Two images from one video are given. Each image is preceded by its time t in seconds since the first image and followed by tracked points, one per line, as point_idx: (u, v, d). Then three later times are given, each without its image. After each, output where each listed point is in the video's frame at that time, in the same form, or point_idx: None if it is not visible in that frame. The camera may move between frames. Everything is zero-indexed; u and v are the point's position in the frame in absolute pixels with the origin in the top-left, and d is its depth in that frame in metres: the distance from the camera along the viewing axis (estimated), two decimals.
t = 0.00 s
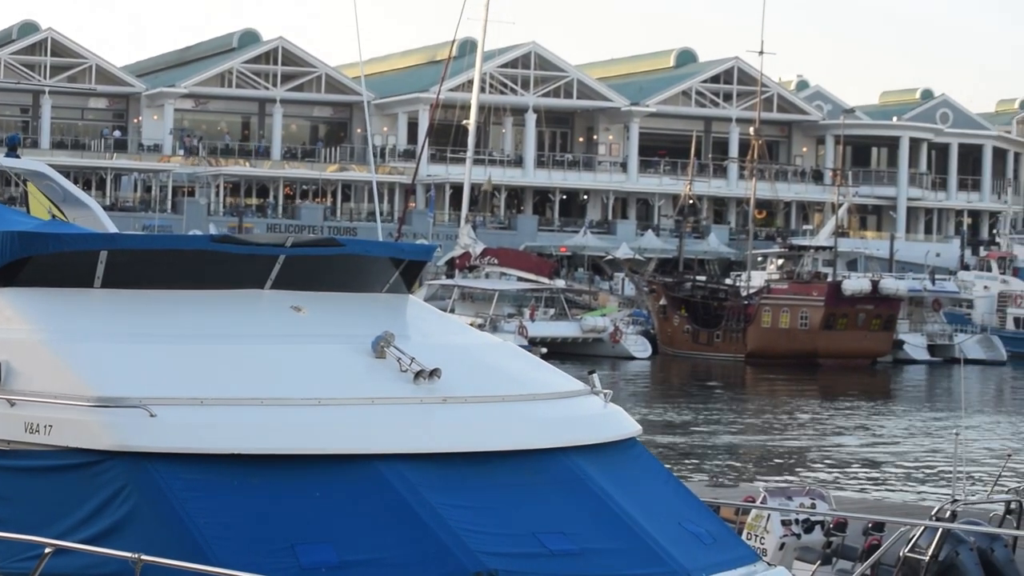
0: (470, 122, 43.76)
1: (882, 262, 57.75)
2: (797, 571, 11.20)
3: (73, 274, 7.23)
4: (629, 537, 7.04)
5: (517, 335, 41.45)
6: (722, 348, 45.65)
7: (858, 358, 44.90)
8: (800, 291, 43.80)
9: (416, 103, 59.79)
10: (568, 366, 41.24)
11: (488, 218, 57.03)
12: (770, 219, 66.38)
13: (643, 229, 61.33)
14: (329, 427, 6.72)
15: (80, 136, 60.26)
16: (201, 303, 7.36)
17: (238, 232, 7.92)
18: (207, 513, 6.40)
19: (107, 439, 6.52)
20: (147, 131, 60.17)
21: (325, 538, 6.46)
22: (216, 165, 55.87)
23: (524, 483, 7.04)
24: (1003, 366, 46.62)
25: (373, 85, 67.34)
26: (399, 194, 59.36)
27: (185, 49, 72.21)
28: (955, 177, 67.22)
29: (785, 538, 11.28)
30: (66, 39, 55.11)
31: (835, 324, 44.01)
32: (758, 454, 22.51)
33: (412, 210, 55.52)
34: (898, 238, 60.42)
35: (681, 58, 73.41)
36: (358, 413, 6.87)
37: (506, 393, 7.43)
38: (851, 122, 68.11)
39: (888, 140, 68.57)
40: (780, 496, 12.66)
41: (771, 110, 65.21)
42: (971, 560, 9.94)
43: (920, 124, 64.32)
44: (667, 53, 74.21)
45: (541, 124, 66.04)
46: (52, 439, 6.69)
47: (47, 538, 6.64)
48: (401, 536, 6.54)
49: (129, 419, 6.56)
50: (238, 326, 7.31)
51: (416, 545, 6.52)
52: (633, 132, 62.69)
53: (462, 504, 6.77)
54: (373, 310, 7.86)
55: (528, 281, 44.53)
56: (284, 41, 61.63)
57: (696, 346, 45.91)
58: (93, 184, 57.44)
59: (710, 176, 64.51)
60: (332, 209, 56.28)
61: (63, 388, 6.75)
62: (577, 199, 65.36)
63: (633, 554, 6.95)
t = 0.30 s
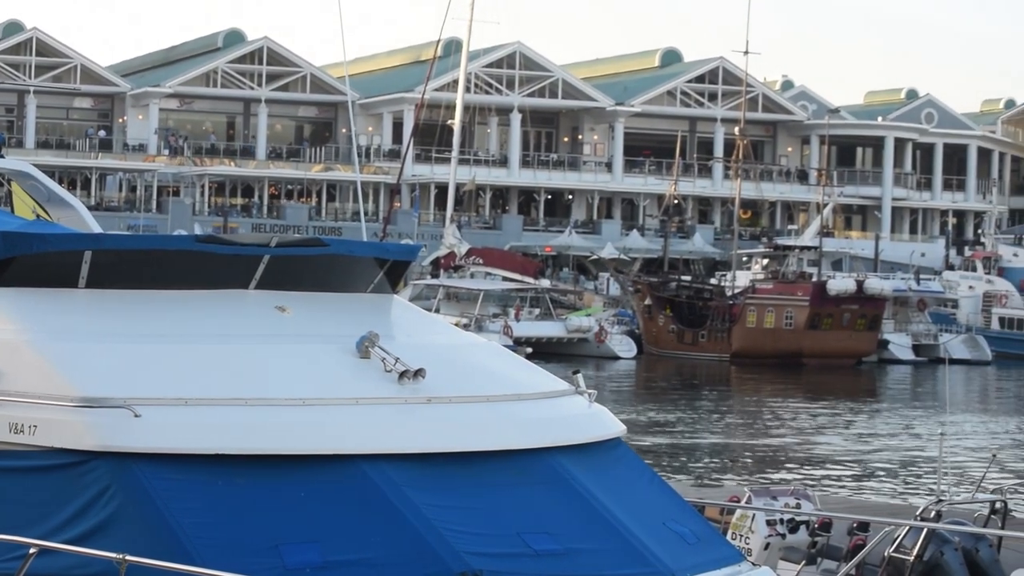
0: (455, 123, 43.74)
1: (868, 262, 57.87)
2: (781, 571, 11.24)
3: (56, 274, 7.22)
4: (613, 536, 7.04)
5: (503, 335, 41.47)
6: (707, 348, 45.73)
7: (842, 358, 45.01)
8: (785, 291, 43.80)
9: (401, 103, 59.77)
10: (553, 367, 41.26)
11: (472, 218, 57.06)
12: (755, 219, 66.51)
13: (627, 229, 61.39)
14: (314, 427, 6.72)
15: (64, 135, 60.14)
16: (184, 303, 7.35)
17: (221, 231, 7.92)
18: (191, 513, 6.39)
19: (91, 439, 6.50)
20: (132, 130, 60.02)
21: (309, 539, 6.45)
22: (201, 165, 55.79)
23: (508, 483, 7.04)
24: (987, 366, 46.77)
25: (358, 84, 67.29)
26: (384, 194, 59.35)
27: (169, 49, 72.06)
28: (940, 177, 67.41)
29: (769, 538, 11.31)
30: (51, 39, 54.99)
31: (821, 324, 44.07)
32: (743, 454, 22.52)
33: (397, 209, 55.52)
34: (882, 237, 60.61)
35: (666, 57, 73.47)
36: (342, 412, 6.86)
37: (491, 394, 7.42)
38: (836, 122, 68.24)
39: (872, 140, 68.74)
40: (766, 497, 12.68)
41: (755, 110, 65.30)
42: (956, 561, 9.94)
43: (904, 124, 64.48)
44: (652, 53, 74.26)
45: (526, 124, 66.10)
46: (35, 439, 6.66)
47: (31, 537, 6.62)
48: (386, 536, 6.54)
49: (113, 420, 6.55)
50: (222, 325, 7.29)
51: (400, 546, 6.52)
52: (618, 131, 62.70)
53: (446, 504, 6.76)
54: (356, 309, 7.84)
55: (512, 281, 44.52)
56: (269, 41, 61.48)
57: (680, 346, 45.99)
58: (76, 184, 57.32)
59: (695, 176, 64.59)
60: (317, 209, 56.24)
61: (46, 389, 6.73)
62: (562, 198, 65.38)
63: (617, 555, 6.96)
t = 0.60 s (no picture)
0: (439, 122, 43.72)
1: (851, 262, 58.03)
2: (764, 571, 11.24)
3: (39, 274, 7.21)
4: (596, 537, 7.05)
5: (486, 335, 41.45)
6: (691, 348, 45.80)
7: (826, 357, 45.10)
8: (769, 290, 43.91)
9: (384, 102, 59.72)
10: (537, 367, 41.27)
11: (455, 218, 57.07)
12: (738, 219, 66.60)
13: (611, 228, 61.43)
14: (298, 428, 6.71)
15: (48, 135, 60.02)
16: (167, 303, 7.33)
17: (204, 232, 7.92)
18: (174, 513, 6.38)
19: (74, 439, 6.49)
20: (115, 130, 59.84)
21: (292, 539, 6.45)
22: (184, 164, 55.65)
23: (492, 484, 7.04)
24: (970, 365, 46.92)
25: (341, 84, 67.25)
26: (367, 194, 59.33)
27: (152, 49, 71.95)
28: (923, 177, 67.61)
29: (753, 537, 11.29)
30: (34, 38, 54.84)
31: (804, 323, 44.25)
32: (726, 454, 22.51)
33: (380, 208, 55.50)
34: (866, 237, 60.81)
35: (649, 57, 73.56)
36: (325, 412, 6.85)
37: (475, 394, 7.42)
38: (819, 121, 68.40)
39: (855, 140, 68.92)
40: (749, 496, 12.65)
41: (739, 110, 65.46)
42: (938, 561, 9.97)
43: (887, 124, 64.69)
44: (635, 53, 74.34)
45: (510, 124, 66.14)
46: (19, 439, 6.64)
47: (14, 537, 6.61)
48: (370, 535, 6.53)
49: (96, 419, 6.54)
50: (206, 324, 7.28)
51: (383, 546, 6.51)
52: (601, 131, 62.73)
53: (429, 503, 6.76)
54: (339, 309, 7.83)
55: (496, 280, 44.52)
56: (251, 40, 61.35)
57: (663, 345, 46.09)
58: (60, 183, 57.17)
59: (678, 176, 64.68)
60: (301, 208, 56.17)
61: (28, 388, 6.71)
62: (545, 198, 65.40)
63: (600, 554, 6.97)
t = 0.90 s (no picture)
0: (422, 122, 43.70)
1: (834, 261, 58.18)
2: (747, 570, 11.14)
3: (21, 273, 7.19)
4: (578, 536, 7.04)
5: (469, 335, 41.42)
6: (674, 347, 45.82)
7: (808, 357, 45.10)
8: (751, 290, 43.94)
9: (368, 102, 59.69)
10: (520, 366, 41.27)
11: (438, 217, 57.08)
12: (722, 218, 66.66)
13: (594, 228, 61.47)
14: (279, 428, 6.70)
15: (30, 134, 59.88)
16: (150, 303, 7.32)
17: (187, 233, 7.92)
18: (156, 513, 6.37)
19: (56, 439, 6.48)
20: (98, 130, 59.68)
21: (275, 538, 6.43)
22: (167, 164, 55.50)
23: (474, 483, 7.03)
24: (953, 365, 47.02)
25: (324, 83, 67.17)
26: (350, 194, 59.29)
27: (135, 49, 71.82)
28: (906, 176, 67.73)
29: (736, 537, 11.20)
30: (17, 38, 54.65)
31: (787, 323, 44.12)
32: (708, 454, 22.52)
33: (364, 208, 55.48)
34: (848, 237, 60.96)
35: (632, 57, 73.63)
36: (308, 412, 6.84)
37: (457, 393, 7.42)
38: (802, 121, 68.52)
39: (838, 139, 69.12)
40: (732, 496, 12.64)
41: (721, 109, 65.56)
42: (922, 559, 9.98)
43: (870, 123, 64.82)
44: (618, 52, 74.41)
45: (493, 123, 66.19)
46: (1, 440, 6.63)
47: None
48: (351, 535, 6.52)
49: (78, 419, 6.53)
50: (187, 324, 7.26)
51: (365, 547, 6.50)
52: (585, 130, 62.72)
53: (412, 503, 6.74)
54: (320, 309, 7.81)
55: (479, 280, 44.54)
56: (234, 40, 61.17)
57: (646, 344, 46.14)
58: (42, 182, 57.00)
59: (662, 175, 64.77)
60: (284, 207, 56.08)
61: (9, 388, 6.69)
62: (529, 198, 65.39)
63: (582, 555, 6.96)
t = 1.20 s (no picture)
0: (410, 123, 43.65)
1: (821, 262, 58.30)
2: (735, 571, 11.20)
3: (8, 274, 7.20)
4: (565, 536, 7.05)
5: (457, 335, 41.38)
6: (661, 347, 45.91)
7: (795, 357, 45.15)
8: (738, 291, 44.04)
9: (355, 102, 59.65)
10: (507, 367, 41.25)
11: (426, 218, 57.08)
12: (709, 218, 66.70)
13: (582, 228, 61.48)
14: (267, 428, 6.70)
15: (17, 134, 59.78)
16: (137, 303, 7.32)
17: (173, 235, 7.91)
18: (144, 512, 6.36)
19: (43, 439, 6.47)
20: (85, 130, 59.56)
21: (262, 539, 6.43)
22: (155, 164, 55.37)
23: (461, 484, 7.02)
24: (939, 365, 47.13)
25: (312, 83, 67.12)
26: (338, 194, 59.24)
27: (123, 49, 71.70)
28: (893, 177, 67.86)
29: (724, 537, 11.25)
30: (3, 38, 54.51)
31: (773, 323, 44.19)
32: (695, 454, 22.54)
33: (351, 208, 55.46)
34: (836, 237, 61.12)
35: (619, 57, 73.67)
36: (294, 412, 6.84)
37: (444, 393, 7.40)
38: (789, 121, 68.59)
39: (825, 140, 69.24)
40: (720, 496, 12.67)
41: (709, 109, 65.66)
42: (909, 560, 10.01)
43: (857, 124, 64.96)
44: (605, 53, 74.45)
45: (480, 123, 66.20)
46: None
47: None
48: (338, 535, 6.52)
49: (65, 420, 6.53)
50: (172, 325, 7.26)
51: (353, 546, 6.50)
52: (572, 130, 62.71)
53: (399, 504, 6.74)
54: (306, 309, 7.79)
55: (465, 280, 44.57)
56: (222, 40, 61.04)
57: (633, 345, 46.21)
58: (28, 182, 56.86)
59: (649, 176, 64.82)
60: (272, 208, 56.01)
61: None
62: (516, 198, 65.39)
63: (569, 555, 6.97)
